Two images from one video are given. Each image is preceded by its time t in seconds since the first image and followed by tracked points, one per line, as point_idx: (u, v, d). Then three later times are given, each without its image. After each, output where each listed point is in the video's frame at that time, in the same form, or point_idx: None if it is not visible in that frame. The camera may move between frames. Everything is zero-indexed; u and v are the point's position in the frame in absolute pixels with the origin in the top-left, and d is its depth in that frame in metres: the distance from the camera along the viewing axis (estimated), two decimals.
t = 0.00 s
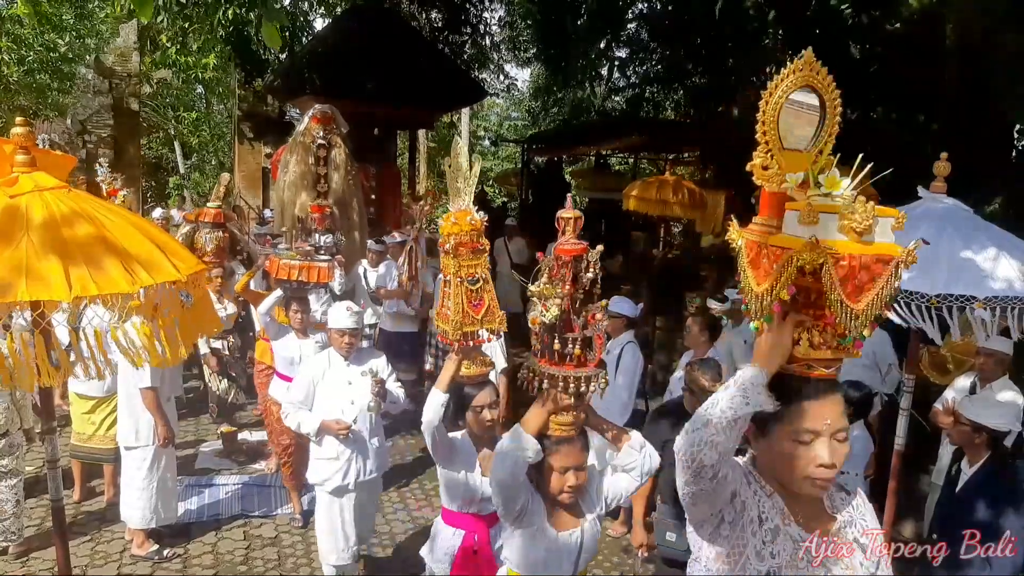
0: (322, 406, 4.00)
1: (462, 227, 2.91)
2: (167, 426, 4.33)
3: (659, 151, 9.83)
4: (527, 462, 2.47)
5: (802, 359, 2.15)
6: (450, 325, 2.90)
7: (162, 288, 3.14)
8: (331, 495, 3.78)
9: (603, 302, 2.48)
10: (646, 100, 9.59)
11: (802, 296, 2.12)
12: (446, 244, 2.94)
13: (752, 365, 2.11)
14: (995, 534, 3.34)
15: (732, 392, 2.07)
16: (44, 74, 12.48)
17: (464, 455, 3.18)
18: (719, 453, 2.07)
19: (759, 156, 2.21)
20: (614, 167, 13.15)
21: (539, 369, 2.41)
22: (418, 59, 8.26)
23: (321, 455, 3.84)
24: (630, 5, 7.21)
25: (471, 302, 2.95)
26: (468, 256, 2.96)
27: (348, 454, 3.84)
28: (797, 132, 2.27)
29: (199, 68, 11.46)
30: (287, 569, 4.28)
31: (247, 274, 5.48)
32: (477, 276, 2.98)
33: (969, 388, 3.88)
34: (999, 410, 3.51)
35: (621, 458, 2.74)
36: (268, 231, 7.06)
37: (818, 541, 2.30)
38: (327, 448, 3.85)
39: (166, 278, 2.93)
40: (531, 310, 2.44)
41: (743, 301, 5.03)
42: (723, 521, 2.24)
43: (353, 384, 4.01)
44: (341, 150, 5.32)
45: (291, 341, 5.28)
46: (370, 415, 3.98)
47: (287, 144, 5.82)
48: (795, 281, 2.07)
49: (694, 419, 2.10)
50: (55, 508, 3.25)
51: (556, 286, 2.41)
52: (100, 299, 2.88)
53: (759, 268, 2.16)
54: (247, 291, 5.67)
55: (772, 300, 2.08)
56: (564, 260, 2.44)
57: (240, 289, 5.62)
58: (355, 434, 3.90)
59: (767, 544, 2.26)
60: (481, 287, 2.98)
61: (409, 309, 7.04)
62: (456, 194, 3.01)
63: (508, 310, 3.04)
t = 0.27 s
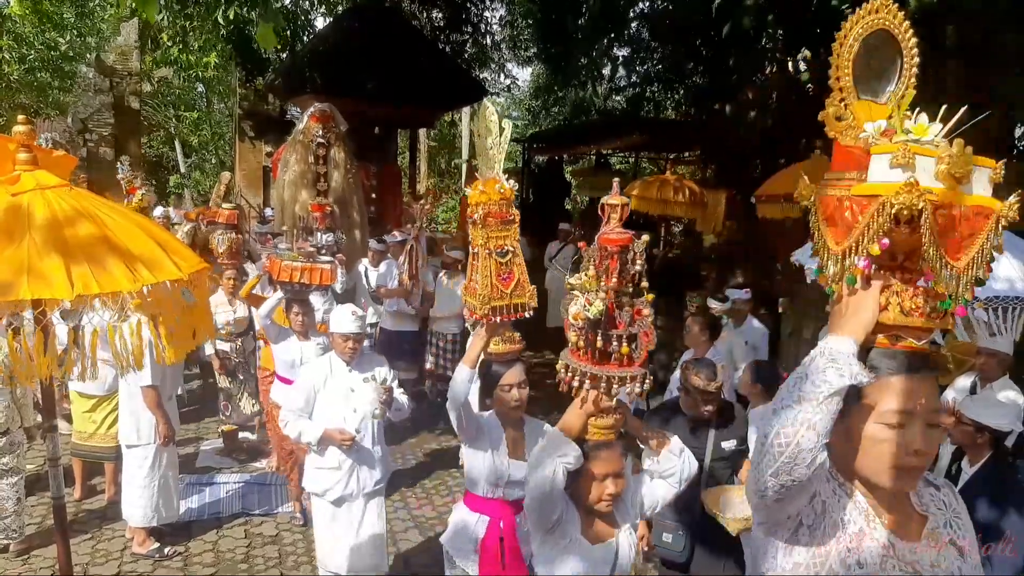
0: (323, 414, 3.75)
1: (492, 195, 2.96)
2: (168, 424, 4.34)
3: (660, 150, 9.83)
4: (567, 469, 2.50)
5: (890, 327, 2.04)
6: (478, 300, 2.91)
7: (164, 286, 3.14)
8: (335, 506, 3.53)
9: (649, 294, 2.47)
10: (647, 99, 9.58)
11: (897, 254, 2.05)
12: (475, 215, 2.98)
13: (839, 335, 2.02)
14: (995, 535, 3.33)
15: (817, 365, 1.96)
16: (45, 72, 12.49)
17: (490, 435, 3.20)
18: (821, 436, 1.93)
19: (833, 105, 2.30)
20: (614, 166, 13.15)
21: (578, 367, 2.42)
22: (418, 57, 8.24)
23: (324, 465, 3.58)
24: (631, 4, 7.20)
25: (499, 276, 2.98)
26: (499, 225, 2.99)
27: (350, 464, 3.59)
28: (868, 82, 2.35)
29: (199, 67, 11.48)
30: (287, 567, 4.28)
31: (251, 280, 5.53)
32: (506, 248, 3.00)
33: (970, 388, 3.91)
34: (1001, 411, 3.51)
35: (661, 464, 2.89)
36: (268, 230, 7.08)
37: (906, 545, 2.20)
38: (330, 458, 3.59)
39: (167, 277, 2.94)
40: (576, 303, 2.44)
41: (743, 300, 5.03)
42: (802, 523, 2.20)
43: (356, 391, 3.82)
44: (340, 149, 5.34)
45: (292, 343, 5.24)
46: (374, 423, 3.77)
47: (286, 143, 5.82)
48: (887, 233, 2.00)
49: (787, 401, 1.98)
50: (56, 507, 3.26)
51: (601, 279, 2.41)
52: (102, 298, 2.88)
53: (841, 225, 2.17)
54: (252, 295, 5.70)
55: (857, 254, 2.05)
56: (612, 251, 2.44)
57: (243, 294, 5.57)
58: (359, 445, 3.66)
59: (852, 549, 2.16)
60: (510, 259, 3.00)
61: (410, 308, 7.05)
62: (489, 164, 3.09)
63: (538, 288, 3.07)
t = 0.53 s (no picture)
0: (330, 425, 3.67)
1: (520, 178, 3.21)
2: (169, 424, 4.35)
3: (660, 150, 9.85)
4: (609, 468, 2.50)
5: (1004, 312, 1.87)
6: (499, 285, 3.16)
7: (165, 286, 3.15)
8: (341, 520, 3.50)
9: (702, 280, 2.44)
10: (647, 99, 9.59)
11: (1011, 226, 1.87)
12: (504, 196, 3.25)
13: (952, 316, 1.90)
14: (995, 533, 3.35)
15: (933, 355, 1.87)
16: (46, 72, 12.52)
17: (501, 426, 3.15)
18: (939, 439, 1.83)
19: (935, 48, 1.98)
20: (614, 166, 13.17)
21: (624, 355, 2.44)
22: (418, 58, 8.26)
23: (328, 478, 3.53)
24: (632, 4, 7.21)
25: (522, 263, 3.21)
26: (524, 213, 3.25)
27: (359, 477, 3.55)
28: (976, 18, 1.98)
29: (200, 67, 11.50)
30: (288, 567, 4.29)
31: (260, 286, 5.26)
32: (531, 234, 3.25)
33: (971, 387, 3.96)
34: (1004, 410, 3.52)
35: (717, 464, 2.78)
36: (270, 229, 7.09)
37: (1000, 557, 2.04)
38: (336, 471, 3.54)
39: (169, 277, 2.94)
40: (621, 287, 2.48)
41: (742, 299, 5.05)
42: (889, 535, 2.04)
43: (365, 403, 3.70)
44: (339, 149, 5.40)
45: (296, 351, 4.93)
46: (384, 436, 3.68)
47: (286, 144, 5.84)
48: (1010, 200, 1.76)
49: (898, 398, 1.88)
50: (58, 506, 3.26)
51: (647, 262, 2.47)
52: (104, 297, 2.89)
53: (949, 184, 1.91)
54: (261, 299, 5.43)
55: (972, 223, 1.80)
56: (660, 229, 2.46)
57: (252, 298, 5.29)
58: (367, 458, 3.59)
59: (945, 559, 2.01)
60: (535, 246, 3.25)
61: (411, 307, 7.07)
62: (519, 145, 3.28)
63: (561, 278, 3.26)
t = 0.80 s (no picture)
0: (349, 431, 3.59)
1: (541, 177, 3.06)
2: (169, 423, 4.34)
3: (662, 149, 9.84)
4: (642, 474, 2.43)
5: None
6: (513, 291, 3.05)
7: (167, 285, 3.15)
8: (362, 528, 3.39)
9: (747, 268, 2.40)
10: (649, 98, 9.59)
11: None
12: (522, 196, 3.10)
13: None
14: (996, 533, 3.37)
15: None
16: (47, 70, 12.53)
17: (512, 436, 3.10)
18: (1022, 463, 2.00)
19: None
20: (616, 165, 13.17)
21: (662, 354, 2.41)
22: (418, 57, 8.27)
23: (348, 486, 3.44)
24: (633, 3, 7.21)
25: (539, 267, 3.09)
26: (544, 213, 3.10)
27: (378, 485, 3.45)
28: None
29: (201, 66, 11.52)
30: (289, 566, 4.28)
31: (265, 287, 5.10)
32: (550, 237, 3.11)
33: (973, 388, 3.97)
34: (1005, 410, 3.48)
35: (770, 479, 2.58)
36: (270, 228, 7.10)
37: None
38: (356, 480, 3.45)
39: (170, 275, 2.94)
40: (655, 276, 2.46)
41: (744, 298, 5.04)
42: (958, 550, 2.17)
43: (387, 409, 3.60)
44: (337, 147, 5.42)
45: (304, 357, 4.76)
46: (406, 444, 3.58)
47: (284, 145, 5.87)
48: None
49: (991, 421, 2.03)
50: (58, 505, 3.25)
51: (684, 249, 2.46)
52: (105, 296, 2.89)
53: None
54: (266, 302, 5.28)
55: None
56: (700, 210, 2.45)
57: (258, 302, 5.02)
58: (388, 466, 3.49)
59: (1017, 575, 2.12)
60: (552, 249, 3.11)
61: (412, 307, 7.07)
62: (543, 142, 3.16)
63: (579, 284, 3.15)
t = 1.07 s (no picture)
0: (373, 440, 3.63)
1: (553, 149, 2.97)
2: (174, 422, 4.35)
3: (666, 149, 9.85)
4: (686, 466, 2.58)
5: None
6: (528, 275, 2.92)
7: (172, 285, 3.16)
8: (387, 537, 3.53)
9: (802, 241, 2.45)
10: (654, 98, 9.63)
11: None
12: (534, 171, 3.03)
13: None
14: (999, 533, 3.39)
15: None
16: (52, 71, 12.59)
17: (535, 434, 3.13)
18: None
19: None
20: (620, 164, 13.23)
21: (709, 333, 2.46)
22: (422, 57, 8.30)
23: (372, 497, 3.55)
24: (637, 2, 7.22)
25: (556, 247, 2.99)
26: (557, 190, 3.01)
27: (401, 496, 3.55)
28: None
29: (206, 66, 11.57)
30: (294, 565, 4.29)
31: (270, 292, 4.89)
32: (565, 214, 3.01)
33: (978, 388, 3.98)
34: (1008, 410, 3.48)
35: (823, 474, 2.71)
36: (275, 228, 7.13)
37: None
38: (380, 490, 3.54)
39: (175, 275, 2.95)
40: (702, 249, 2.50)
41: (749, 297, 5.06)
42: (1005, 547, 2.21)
43: (408, 417, 3.64)
44: (338, 146, 5.43)
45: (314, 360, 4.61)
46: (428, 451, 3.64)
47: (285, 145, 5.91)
48: None
49: None
50: (65, 504, 3.26)
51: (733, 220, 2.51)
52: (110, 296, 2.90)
53: None
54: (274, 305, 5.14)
55: None
56: (752, 174, 2.51)
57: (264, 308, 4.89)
58: (411, 475, 3.57)
59: None
60: (568, 228, 3.01)
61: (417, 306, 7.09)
62: (553, 117, 3.10)
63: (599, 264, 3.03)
